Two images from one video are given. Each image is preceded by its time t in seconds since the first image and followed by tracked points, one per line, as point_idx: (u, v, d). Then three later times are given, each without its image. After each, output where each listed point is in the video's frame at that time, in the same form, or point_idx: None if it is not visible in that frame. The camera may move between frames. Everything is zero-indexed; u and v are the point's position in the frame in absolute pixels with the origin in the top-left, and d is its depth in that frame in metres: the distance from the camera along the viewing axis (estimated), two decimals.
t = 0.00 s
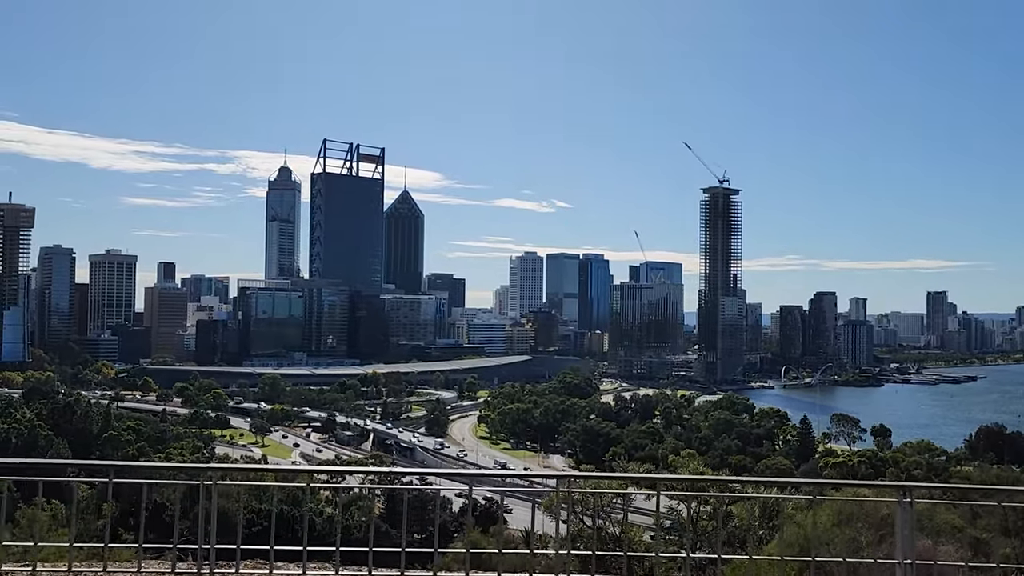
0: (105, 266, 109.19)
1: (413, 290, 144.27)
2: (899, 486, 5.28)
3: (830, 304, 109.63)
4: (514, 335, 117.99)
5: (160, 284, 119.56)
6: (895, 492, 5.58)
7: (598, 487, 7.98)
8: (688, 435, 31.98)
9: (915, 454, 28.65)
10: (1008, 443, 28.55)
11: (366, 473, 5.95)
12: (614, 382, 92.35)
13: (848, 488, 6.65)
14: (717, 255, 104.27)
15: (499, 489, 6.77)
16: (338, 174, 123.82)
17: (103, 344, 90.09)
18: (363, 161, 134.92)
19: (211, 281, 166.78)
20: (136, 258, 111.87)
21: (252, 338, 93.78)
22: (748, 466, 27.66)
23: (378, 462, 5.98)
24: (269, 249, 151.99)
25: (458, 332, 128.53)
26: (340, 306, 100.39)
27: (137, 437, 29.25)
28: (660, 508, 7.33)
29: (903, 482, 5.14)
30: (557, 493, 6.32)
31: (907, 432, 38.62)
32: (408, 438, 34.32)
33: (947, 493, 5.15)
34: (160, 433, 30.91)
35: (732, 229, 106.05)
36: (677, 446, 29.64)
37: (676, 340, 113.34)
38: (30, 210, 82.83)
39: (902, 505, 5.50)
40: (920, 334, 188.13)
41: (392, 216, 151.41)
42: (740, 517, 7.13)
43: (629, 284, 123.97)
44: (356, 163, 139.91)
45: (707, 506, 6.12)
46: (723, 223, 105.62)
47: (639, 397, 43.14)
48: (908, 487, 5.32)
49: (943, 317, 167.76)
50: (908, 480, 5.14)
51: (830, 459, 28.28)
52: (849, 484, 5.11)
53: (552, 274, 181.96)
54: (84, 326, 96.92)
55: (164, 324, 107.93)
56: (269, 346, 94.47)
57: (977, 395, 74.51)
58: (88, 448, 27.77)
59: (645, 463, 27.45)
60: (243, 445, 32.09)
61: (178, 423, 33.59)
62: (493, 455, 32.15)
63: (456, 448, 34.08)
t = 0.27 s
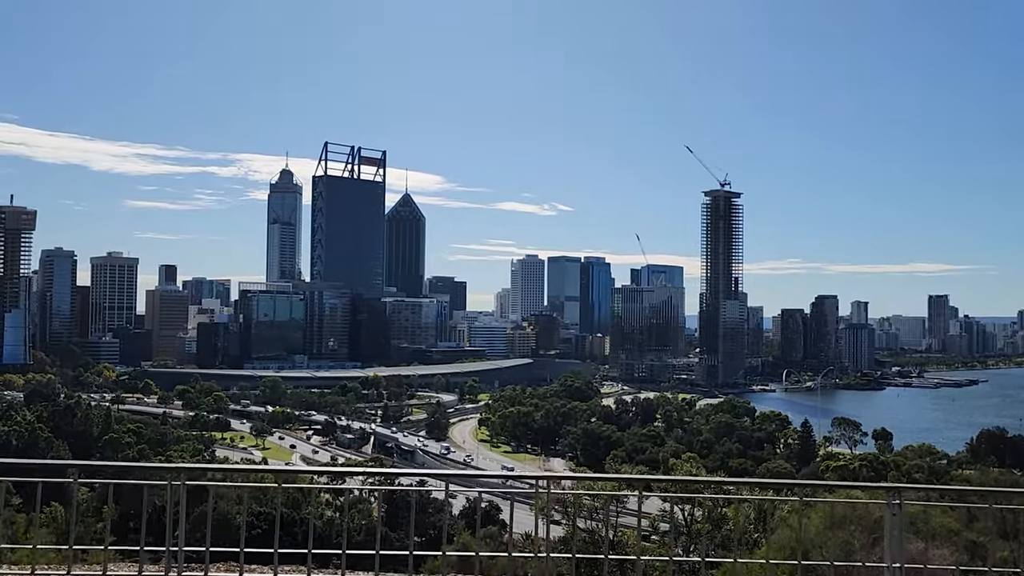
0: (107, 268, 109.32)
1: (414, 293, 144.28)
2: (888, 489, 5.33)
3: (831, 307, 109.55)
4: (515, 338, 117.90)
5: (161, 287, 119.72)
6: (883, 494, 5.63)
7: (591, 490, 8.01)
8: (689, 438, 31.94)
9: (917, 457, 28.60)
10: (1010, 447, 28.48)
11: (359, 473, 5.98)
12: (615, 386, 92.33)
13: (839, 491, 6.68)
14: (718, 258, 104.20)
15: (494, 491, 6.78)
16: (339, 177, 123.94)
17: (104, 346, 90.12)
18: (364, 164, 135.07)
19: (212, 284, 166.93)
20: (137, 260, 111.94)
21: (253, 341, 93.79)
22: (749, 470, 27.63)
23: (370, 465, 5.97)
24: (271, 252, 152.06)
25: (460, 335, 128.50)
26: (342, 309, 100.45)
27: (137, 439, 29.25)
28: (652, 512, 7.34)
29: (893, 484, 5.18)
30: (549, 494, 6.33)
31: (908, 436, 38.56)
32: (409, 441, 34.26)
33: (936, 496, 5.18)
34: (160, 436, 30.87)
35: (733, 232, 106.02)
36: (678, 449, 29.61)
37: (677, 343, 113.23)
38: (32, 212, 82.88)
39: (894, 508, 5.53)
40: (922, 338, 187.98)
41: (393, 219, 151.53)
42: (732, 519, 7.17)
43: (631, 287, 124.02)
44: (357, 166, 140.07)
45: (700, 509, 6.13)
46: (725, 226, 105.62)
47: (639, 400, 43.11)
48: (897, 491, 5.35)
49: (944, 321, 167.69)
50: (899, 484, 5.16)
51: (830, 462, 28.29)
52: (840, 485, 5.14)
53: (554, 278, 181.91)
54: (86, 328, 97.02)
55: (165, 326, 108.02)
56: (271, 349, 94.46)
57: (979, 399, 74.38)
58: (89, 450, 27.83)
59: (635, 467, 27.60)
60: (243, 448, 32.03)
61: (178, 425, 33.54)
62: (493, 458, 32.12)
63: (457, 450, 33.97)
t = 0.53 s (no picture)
0: (107, 270, 109.33)
1: (414, 296, 144.26)
2: (878, 496, 5.31)
3: (831, 310, 109.52)
4: (516, 341, 117.81)
5: (162, 289, 119.74)
6: (871, 500, 5.63)
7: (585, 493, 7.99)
8: (689, 441, 31.90)
9: (917, 461, 28.55)
10: (1010, 450, 28.39)
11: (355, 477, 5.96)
12: (616, 388, 92.27)
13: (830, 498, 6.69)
14: (718, 261, 104.13)
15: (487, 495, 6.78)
16: (339, 180, 123.96)
17: (104, 348, 90.10)
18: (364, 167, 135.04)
19: (213, 286, 166.97)
20: (137, 262, 111.96)
21: (253, 343, 93.68)
22: (749, 473, 27.57)
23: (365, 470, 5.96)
24: (271, 254, 152.04)
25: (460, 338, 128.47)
26: (342, 312, 100.44)
27: (136, 442, 29.24)
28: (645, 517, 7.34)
29: (884, 491, 5.14)
30: (542, 499, 6.33)
31: (908, 439, 38.48)
32: (408, 443, 34.15)
33: (927, 502, 5.16)
34: (160, 438, 30.85)
35: (733, 235, 105.97)
36: (678, 452, 29.58)
37: (677, 346, 113.10)
38: (32, 214, 82.86)
39: (882, 515, 5.52)
40: (922, 340, 187.76)
41: (393, 221, 151.54)
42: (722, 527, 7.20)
43: (631, 289, 123.93)
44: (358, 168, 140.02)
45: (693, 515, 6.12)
46: (725, 228, 105.56)
47: (639, 403, 43.05)
48: (884, 497, 5.34)
49: (944, 324, 167.53)
50: (889, 491, 5.14)
51: (831, 465, 28.24)
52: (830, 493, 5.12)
53: (554, 280, 181.84)
54: (86, 330, 96.99)
55: (165, 328, 107.98)
56: (271, 351, 94.42)
57: (979, 402, 74.25)
58: (89, 453, 27.81)
59: (629, 470, 27.67)
60: (243, 450, 31.97)
61: (178, 428, 33.51)
62: (492, 460, 32.04)
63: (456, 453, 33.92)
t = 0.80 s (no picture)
0: (107, 272, 109.35)
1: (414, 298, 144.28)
2: (860, 497, 5.42)
3: (831, 313, 109.49)
4: (515, 343, 117.77)
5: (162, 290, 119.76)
6: (853, 501, 5.77)
7: (577, 494, 8.09)
8: (689, 443, 31.89)
9: (916, 463, 28.57)
10: (1010, 452, 28.36)
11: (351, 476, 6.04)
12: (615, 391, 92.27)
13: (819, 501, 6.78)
14: (718, 264, 104.10)
15: (484, 497, 6.85)
16: (339, 182, 124.00)
17: (104, 350, 90.09)
18: (364, 169, 135.05)
19: (212, 287, 166.97)
20: (137, 264, 112.00)
21: (253, 346, 93.52)
22: (750, 475, 27.57)
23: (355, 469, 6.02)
24: (271, 256, 152.02)
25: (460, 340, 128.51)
26: (342, 314, 100.50)
27: (135, 443, 29.23)
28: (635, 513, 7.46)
29: (866, 493, 5.25)
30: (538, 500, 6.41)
31: (908, 441, 38.42)
32: (407, 445, 34.13)
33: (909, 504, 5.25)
34: (158, 439, 30.84)
35: (733, 238, 105.95)
36: (677, 454, 29.59)
37: (677, 349, 113.04)
38: (31, 216, 83.08)
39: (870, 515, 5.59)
40: (922, 343, 187.67)
41: (393, 223, 151.55)
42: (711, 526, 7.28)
43: (631, 292, 123.90)
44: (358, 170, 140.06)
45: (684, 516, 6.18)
46: (725, 231, 105.54)
47: (638, 405, 43.00)
48: (867, 499, 5.46)
49: (944, 327, 167.43)
50: (871, 492, 5.26)
51: (830, 467, 28.24)
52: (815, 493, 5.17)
53: (554, 283, 181.81)
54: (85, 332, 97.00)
55: (165, 330, 108.07)
56: (270, 353, 94.36)
57: (978, 405, 74.19)
58: (87, 454, 27.80)
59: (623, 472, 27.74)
60: (241, 452, 31.93)
61: (177, 429, 33.51)
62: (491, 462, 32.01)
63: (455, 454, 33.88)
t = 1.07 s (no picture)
0: (106, 273, 109.31)
1: (413, 299, 144.28)
2: (843, 502, 5.39)
3: (830, 315, 109.48)
4: (514, 345, 117.72)
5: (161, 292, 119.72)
6: (837, 506, 5.76)
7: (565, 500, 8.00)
8: (687, 446, 31.84)
9: (915, 466, 28.53)
10: (1008, 456, 28.31)
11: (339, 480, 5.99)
12: (613, 393, 92.27)
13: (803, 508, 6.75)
14: (717, 266, 104.03)
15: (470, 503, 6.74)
16: (338, 183, 123.95)
17: (102, 351, 90.01)
18: (363, 170, 135.03)
19: (211, 289, 167.00)
20: (136, 265, 111.95)
21: (251, 347, 93.45)
22: (748, 479, 27.52)
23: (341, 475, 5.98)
24: (270, 258, 152.01)
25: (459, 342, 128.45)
26: (341, 315, 100.45)
27: (132, 445, 29.18)
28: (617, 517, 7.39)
29: (851, 499, 5.21)
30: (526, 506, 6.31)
31: (906, 445, 38.39)
32: (406, 447, 34.01)
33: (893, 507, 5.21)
34: (156, 441, 30.78)
35: (732, 240, 105.90)
36: (676, 457, 29.55)
37: (675, 351, 113.03)
38: (29, 217, 83.02)
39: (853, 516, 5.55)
40: (921, 346, 187.71)
41: (392, 225, 151.53)
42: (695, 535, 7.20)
43: (630, 294, 123.90)
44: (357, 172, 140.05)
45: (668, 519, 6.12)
46: (724, 233, 105.48)
47: (637, 407, 42.96)
48: (850, 503, 5.45)
49: (943, 330, 167.53)
50: (857, 496, 5.21)
51: (828, 471, 28.21)
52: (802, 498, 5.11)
53: (553, 285, 181.85)
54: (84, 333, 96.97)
55: (163, 331, 108.04)
56: (269, 355, 94.29)
57: (977, 409, 74.16)
58: (84, 457, 27.72)
59: (616, 476, 27.67)
60: (239, 454, 31.85)
61: (175, 431, 33.46)
62: (490, 464, 31.94)
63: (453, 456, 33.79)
